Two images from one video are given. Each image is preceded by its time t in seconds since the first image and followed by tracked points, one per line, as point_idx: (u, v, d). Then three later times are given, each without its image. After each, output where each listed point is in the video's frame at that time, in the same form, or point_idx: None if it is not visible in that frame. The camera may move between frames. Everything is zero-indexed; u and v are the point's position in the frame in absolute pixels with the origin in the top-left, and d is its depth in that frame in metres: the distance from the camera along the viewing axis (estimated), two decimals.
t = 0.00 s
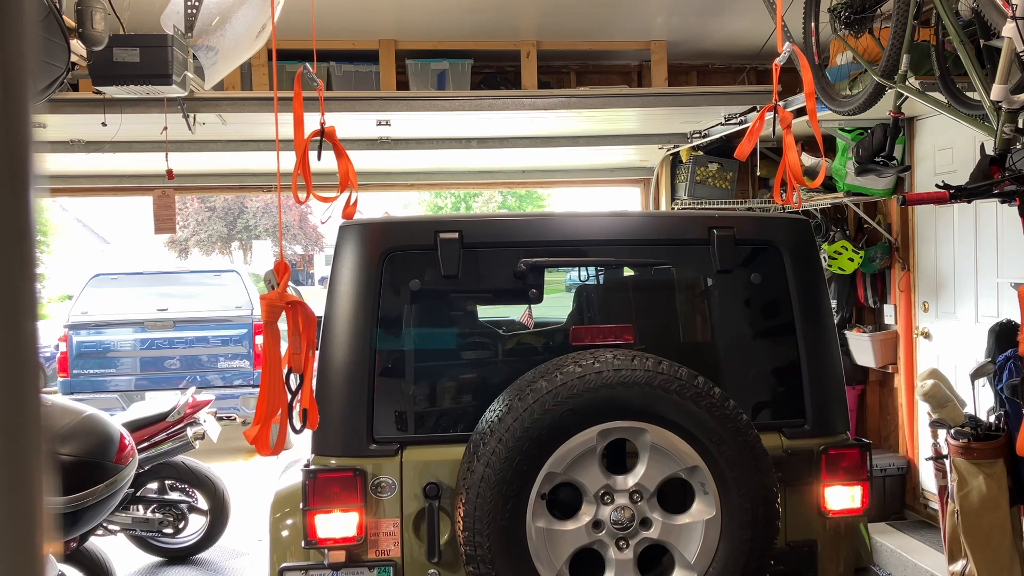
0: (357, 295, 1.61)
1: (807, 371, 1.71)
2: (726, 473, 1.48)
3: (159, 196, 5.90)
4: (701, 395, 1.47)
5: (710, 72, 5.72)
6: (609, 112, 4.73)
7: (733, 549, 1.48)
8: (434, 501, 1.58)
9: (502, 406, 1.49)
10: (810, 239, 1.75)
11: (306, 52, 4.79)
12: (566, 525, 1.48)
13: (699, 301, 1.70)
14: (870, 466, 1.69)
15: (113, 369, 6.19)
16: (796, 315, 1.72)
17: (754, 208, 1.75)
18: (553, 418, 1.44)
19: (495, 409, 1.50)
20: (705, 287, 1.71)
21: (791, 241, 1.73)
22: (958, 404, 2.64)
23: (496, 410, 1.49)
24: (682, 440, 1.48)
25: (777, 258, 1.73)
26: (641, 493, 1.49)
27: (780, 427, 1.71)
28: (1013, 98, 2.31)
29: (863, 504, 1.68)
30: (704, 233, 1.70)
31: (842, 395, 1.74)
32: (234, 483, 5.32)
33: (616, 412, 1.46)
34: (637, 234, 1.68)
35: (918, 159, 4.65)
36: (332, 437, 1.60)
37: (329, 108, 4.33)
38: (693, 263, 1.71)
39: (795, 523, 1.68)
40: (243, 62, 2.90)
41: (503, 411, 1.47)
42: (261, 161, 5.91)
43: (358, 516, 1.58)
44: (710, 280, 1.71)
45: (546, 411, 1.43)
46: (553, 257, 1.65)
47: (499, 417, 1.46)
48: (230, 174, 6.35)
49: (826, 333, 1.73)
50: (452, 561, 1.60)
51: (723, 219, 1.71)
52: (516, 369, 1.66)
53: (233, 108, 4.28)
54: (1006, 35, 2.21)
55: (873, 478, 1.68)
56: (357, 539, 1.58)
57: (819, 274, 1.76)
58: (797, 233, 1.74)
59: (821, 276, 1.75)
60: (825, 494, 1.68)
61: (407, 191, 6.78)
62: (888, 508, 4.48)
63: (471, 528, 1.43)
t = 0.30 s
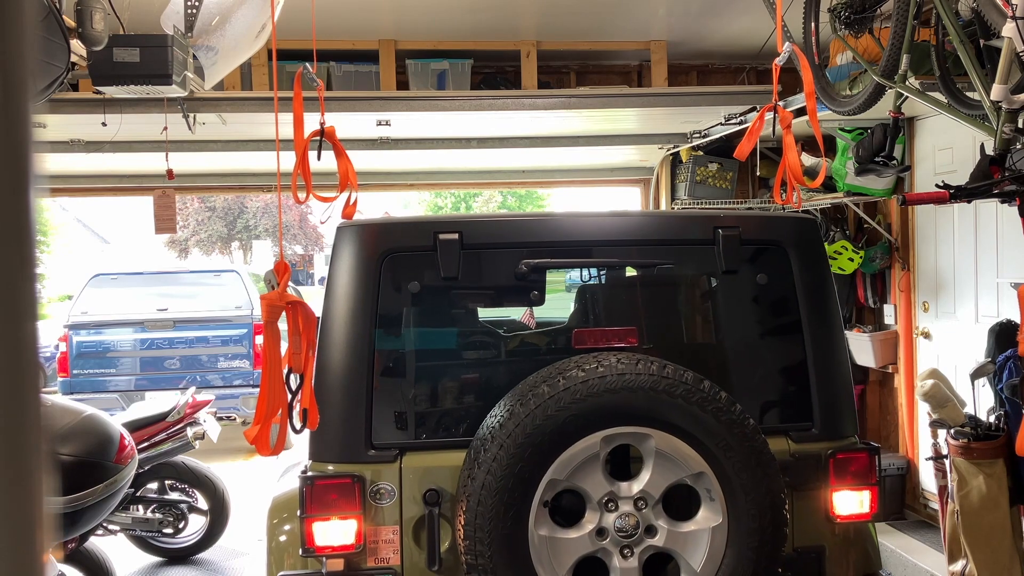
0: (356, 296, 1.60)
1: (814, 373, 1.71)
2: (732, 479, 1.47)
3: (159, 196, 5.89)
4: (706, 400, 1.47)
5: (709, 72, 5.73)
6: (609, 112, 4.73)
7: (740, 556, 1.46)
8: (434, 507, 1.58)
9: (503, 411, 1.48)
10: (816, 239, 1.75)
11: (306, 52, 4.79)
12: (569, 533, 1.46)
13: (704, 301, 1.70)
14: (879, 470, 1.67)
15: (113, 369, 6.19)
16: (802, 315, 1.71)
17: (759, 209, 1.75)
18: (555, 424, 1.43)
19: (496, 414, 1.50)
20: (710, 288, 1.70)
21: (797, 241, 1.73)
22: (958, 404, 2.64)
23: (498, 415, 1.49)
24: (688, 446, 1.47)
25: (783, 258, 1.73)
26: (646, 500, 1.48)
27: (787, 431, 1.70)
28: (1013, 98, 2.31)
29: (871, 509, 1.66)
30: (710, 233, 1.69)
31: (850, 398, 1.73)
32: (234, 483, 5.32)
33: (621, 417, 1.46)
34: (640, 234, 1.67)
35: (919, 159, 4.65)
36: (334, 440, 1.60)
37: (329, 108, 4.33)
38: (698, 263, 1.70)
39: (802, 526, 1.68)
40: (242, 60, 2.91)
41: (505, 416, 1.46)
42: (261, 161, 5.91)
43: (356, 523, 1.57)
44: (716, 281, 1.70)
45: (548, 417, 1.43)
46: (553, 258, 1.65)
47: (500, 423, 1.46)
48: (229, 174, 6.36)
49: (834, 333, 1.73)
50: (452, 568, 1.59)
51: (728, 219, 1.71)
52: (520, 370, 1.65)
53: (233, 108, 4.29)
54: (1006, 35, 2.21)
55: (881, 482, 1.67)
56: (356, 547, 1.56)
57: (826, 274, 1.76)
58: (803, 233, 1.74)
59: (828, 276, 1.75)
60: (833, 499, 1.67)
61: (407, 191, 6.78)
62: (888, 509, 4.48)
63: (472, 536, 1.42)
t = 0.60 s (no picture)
0: (355, 297, 1.60)
1: (818, 374, 1.70)
2: (736, 482, 1.46)
3: (159, 196, 5.89)
4: (709, 402, 1.46)
5: (709, 72, 5.73)
6: (608, 112, 4.73)
7: (744, 560, 1.46)
8: (434, 511, 1.57)
9: (504, 414, 1.48)
10: (820, 238, 1.74)
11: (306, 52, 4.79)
12: (570, 538, 1.46)
13: (707, 301, 1.70)
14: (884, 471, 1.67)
15: (113, 369, 6.19)
16: (806, 315, 1.71)
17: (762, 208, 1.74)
18: (556, 427, 1.43)
19: (496, 417, 1.50)
20: (713, 288, 1.70)
21: (801, 240, 1.73)
22: (958, 404, 2.64)
23: (498, 417, 1.48)
24: (690, 449, 1.47)
25: (787, 258, 1.72)
26: (649, 503, 1.48)
27: (791, 433, 1.70)
28: (1014, 98, 2.31)
29: (876, 512, 1.66)
30: (712, 232, 1.69)
31: (854, 398, 1.73)
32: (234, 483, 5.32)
33: (623, 420, 1.45)
34: (641, 234, 1.67)
35: (918, 159, 4.66)
36: (336, 441, 1.59)
37: (329, 108, 4.33)
38: (701, 262, 1.70)
39: (808, 528, 1.67)
40: (242, 60, 2.91)
41: (506, 419, 1.46)
42: (261, 161, 5.91)
43: (356, 527, 1.57)
44: (718, 281, 1.70)
45: (550, 419, 1.42)
46: (554, 258, 1.64)
47: (501, 426, 1.45)
48: (229, 174, 6.36)
49: (839, 333, 1.72)
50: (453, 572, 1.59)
51: (731, 219, 1.71)
52: (521, 370, 1.65)
53: (233, 108, 4.29)
54: (1006, 35, 2.21)
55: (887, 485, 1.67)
56: (355, 551, 1.57)
57: (830, 273, 1.75)
58: (808, 232, 1.73)
59: (832, 275, 1.74)
60: (838, 501, 1.66)
61: (407, 191, 6.78)
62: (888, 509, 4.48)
63: (473, 541, 1.42)
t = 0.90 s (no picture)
0: (354, 298, 1.59)
1: (822, 374, 1.70)
2: (740, 485, 1.46)
3: (159, 196, 5.89)
4: (712, 404, 1.46)
5: (709, 72, 5.73)
6: (609, 112, 4.73)
7: (748, 564, 1.45)
8: (434, 514, 1.57)
9: (504, 416, 1.47)
10: (824, 237, 1.74)
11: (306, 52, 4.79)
12: (571, 542, 1.46)
13: (710, 302, 1.69)
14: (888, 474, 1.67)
15: (113, 369, 6.19)
16: (809, 316, 1.71)
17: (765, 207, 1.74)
18: (557, 430, 1.42)
19: (496, 420, 1.49)
20: (715, 288, 1.70)
21: (805, 239, 1.73)
22: (958, 404, 2.64)
23: (499, 420, 1.48)
24: (692, 451, 1.46)
25: (791, 258, 1.72)
26: (651, 506, 1.47)
27: (794, 434, 1.70)
28: (1014, 98, 2.31)
29: (881, 514, 1.66)
30: (716, 232, 1.69)
31: (857, 399, 1.73)
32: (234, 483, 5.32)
33: (626, 421, 1.45)
34: (642, 234, 1.66)
35: (918, 159, 4.66)
36: (337, 443, 1.59)
37: (329, 108, 4.33)
38: (703, 262, 1.69)
39: (812, 530, 1.67)
40: (242, 60, 2.91)
41: (506, 421, 1.45)
42: (261, 161, 5.91)
43: (355, 531, 1.56)
44: (721, 280, 1.70)
45: (551, 422, 1.42)
46: (556, 258, 1.64)
47: (501, 428, 1.45)
48: (229, 173, 6.36)
49: (844, 333, 1.72)
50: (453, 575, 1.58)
51: (733, 218, 1.70)
52: (523, 370, 1.65)
53: (233, 108, 4.29)
54: (1006, 35, 2.21)
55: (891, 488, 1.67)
56: (354, 555, 1.56)
57: (834, 273, 1.75)
58: (811, 232, 1.73)
59: (836, 275, 1.74)
60: (842, 504, 1.67)
61: (406, 191, 6.78)
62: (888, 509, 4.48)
63: (473, 544, 1.41)
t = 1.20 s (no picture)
0: (354, 298, 1.58)
1: (831, 376, 1.68)
2: (746, 490, 1.44)
3: (159, 196, 5.89)
4: (718, 407, 1.44)
5: (709, 72, 5.73)
6: (608, 112, 4.73)
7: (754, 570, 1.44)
8: (434, 520, 1.56)
9: (506, 420, 1.47)
10: (831, 237, 1.72)
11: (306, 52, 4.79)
12: (574, 548, 1.44)
13: (715, 302, 1.67)
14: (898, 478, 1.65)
15: (113, 369, 6.19)
16: (817, 317, 1.69)
17: (771, 207, 1.73)
18: (559, 434, 1.41)
19: (499, 423, 1.48)
20: (721, 287, 1.68)
21: (811, 239, 1.71)
22: (958, 404, 2.64)
23: (500, 424, 1.47)
24: (697, 456, 1.45)
25: (797, 258, 1.70)
26: (656, 512, 1.46)
27: (802, 438, 1.68)
28: (1014, 98, 2.31)
29: (891, 519, 1.64)
30: (721, 232, 1.67)
31: (865, 402, 1.71)
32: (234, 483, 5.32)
33: (631, 425, 1.44)
34: (646, 234, 1.65)
35: (918, 159, 4.66)
36: (339, 445, 1.57)
37: (329, 108, 4.34)
38: (709, 262, 1.68)
39: (818, 535, 1.66)
40: (242, 61, 2.91)
41: (507, 425, 1.45)
42: (261, 161, 5.91)
43: (352, 537, 1.55)
44: (725, 280, 1.68)
45: (553, 426, 1.41)
46: (558, 259, 1.62)
47: (503, 432, 1.44)
48: (229, 173, 6.36)
49: (851, 334, 1.70)
50: None
51: (739, 218, 1.69)
52: (527, 371, 1.63)
53: (233, 108, 4.29)
54: (1006, 35, 2.21)
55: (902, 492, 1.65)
56: (352, 562, 1.55)
57: (840, 273, 1.73)
58: (817, 232, 1.71)
59: (843, 275, 1.72)
60: (851, 508, 1.65)
61: (406, 191, 6.78)
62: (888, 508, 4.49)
63: (473, 550, 1.40)
